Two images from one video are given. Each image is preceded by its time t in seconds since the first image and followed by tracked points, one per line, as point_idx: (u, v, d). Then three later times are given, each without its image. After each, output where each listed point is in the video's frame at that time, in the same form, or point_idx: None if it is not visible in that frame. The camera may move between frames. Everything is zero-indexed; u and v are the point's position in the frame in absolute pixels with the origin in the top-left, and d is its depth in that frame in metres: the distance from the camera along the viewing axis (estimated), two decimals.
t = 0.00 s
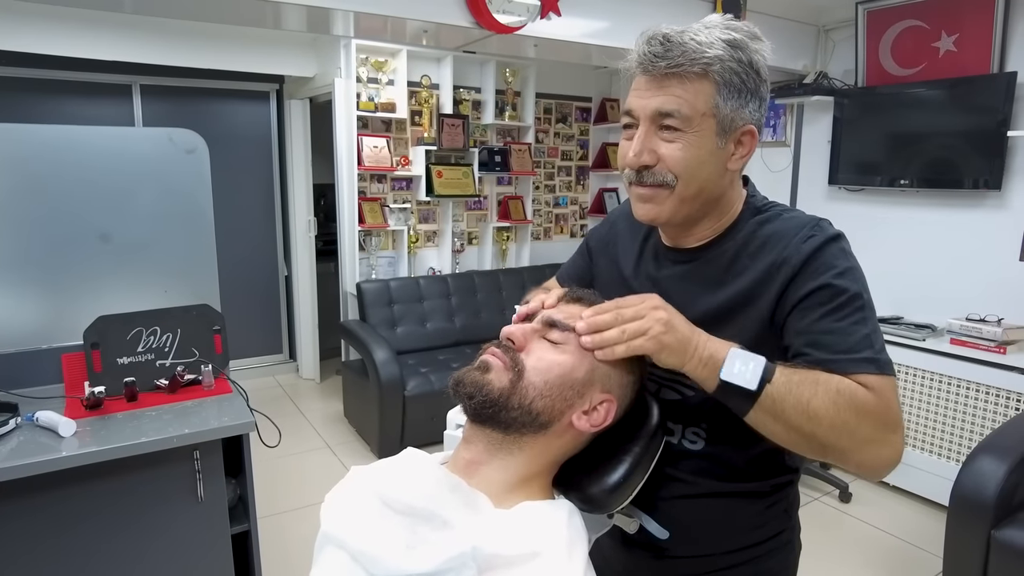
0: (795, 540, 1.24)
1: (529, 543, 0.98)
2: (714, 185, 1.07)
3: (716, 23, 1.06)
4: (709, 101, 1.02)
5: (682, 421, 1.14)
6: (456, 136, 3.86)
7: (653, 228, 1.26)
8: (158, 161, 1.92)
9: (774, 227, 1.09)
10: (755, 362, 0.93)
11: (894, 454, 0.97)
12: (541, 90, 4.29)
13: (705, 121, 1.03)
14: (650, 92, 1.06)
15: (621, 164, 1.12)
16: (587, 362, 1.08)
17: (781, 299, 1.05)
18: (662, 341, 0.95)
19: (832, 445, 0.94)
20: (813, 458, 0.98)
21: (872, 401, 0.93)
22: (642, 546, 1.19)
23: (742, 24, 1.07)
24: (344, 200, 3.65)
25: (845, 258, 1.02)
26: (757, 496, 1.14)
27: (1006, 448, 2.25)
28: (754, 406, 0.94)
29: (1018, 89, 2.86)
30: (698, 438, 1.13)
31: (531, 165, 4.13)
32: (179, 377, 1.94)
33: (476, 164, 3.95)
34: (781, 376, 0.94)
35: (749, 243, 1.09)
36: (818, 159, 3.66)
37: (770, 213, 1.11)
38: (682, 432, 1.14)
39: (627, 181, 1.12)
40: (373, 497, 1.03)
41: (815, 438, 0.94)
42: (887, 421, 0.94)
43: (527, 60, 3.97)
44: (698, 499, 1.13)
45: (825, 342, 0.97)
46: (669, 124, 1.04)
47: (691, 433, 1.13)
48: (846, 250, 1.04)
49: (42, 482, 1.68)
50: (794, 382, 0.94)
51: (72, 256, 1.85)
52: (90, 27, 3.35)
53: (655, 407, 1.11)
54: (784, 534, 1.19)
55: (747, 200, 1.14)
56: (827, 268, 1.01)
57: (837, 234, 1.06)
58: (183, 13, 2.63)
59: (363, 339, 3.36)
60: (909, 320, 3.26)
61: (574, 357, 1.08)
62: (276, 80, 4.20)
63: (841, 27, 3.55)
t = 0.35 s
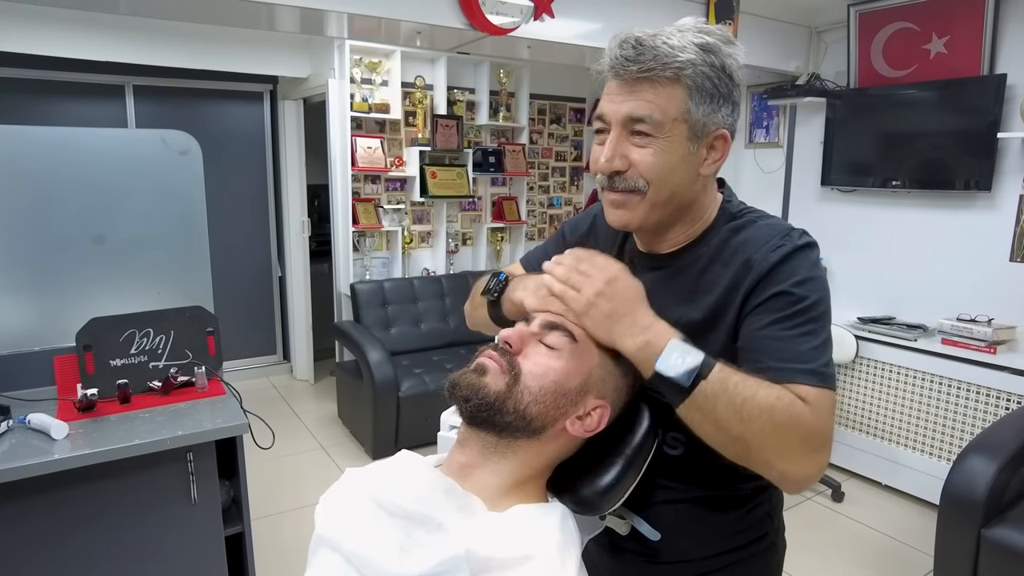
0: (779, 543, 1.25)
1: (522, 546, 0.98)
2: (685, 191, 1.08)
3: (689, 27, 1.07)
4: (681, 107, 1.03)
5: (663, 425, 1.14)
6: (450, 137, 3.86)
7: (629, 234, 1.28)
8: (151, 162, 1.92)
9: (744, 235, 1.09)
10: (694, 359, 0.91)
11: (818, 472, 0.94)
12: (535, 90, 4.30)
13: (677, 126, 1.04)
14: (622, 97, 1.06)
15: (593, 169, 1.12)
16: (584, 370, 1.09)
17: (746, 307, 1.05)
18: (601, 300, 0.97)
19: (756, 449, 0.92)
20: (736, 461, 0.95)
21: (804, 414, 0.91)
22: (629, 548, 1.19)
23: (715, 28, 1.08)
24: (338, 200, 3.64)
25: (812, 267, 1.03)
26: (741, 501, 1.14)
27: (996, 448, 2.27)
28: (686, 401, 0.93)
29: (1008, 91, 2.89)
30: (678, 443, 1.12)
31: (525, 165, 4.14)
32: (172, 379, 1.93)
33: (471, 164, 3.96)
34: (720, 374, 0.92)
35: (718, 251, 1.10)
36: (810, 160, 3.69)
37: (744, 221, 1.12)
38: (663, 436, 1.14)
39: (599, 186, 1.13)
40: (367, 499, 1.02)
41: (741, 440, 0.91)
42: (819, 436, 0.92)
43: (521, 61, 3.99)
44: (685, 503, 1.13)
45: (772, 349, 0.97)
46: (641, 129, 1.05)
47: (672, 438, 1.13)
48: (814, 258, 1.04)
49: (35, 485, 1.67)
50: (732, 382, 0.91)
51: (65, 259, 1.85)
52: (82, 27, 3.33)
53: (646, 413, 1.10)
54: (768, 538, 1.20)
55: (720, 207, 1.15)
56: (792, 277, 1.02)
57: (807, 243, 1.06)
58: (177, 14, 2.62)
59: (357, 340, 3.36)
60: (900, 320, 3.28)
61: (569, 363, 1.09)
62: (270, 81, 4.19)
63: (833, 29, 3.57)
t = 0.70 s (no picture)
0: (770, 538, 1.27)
1: (511, 544, 0.98)
2: (653, 200, 1.09)
3: (636, 32, 1.07)
4: (636, 117, 1.03)
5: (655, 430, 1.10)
6: (442, 137, 3.86)
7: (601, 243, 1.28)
8: (141, 162, 1.91)
9: (718, 239, 1.11)
10: (663, 438, 0.90)
11: (815, 477, 1.00)
12: (527, 91, 4.31)
13: (635, 138, 1.04)
14: (576, 115, 1.06)
15: (558, 186, 1.13)
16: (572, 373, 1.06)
17: (723, 314, 1.06)
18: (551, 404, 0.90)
19: (754, 484, 0.96)
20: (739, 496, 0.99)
21: (786, 435, 0.96)
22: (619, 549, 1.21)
23: (662, 27, 1.07)
24: (329, 200, 3.63)
25: (786, 271, 1.05)
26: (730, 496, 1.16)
27: (983, 445, 2.30)
28: (676, 473, 0.94)
29: (995, 91, 2.92)
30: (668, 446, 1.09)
31: (517, 165, 4.14)
32: (162, 380, 1.93)
33: (463, 164, 3.96)
34: (694, 437, 0.93)
35: (694, 258, 1.11)
36: (800, 160, 3.71)
37: (715, 223, 1.13)
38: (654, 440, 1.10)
39: (567, 203, 1.14)
40: (357, 500, 1.02)
41: (739, 483, 0.95)
42: (806, 450, 0.97)
43: (514, 61, 3.99)
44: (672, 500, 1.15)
45: (755, 363, 1.00)
46: (599, 146, 1.06)
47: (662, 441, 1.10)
48: (789, 261, 1.06)
49: (24, 487, 1.66)
50: (708, 438, 0.94)
51: (54, 259, 1.84)
52: (71, 26, 3.31)
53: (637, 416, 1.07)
54: (757, 533, 1.22)
55: (692, 208, 1.17)
56: (768, 284, 1.04)
57: (782, 244, 1.07)
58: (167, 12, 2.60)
59: (349, 340, 3.35)
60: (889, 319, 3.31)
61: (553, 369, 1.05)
62: (261, 81, 4.17)
63: (823, 29, 3.60)
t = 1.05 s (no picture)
0: (771, 529, 1.29)
1: (498, 542, 0.99)
2: (678, 201, 1.11)
3: (654, 43, 1.08)
4: (660, 125, 1.04)
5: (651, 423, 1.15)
6: (432, 137, 3.86)
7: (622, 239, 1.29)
8: (129, 162, 1.90)
9: (733, 236, 1.13)
10: (623, 441, 0.90)
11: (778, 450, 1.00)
12: (517, 91, 4.31)
13: (659, 144, 1.05)
14: (602, 125, 1.08)
15: (587, 191, 1.15)
16: (561, 367, 1.10)
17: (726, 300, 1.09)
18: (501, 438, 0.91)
19: (719, 468, 0.95)
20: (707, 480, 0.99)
21: (744, 416, 0.95)
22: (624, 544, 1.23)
23: (680, 35, 1.08)
24: (319, 200, 3.62)
25: (793, 266, 1.08)
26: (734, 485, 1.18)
27: (968, 442, 2.33)
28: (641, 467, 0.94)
29: (980, 92, 2.96)
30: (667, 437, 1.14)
31: (507, 165, 4.14)
32: (151, 381, 1.92)
33: (453, 164, 3.96)
34: (654, 430, 0.93)
35: (709, 252, 1.14)
36: (788, 160, 3.74)
37: (733, 223, 1.15)
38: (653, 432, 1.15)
39: (596, 206, 1.15)
40: (345, 500, 1.02)
41: (703, 469, 0.95)
42: (766, 426, 0.97)
43: (503, 61, 4.00)
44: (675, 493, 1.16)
45: (744, 336, 1.02)
46: (625, 152, 1.07)
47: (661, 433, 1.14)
48: (796, 258, 1.09)
49: (10, 490, 1.65)
50: (669, 429, 0.93)
51: (40, 259, 1.82)
52: (57, 24, 3.27)
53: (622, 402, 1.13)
54: (761, 522, 1.24)
55: (711, 210, 1.19)
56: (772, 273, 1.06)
57: (791, 242, 1.11)
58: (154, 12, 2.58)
59: (339, 341, 3.35)
60: (877, 317, 3.34)
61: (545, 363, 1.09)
62: (250, 80, 4.16)
63: (811, 30, 3.63)
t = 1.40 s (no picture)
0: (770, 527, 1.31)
1: (494, 538, 1.00)
2: (685, 193, 1.13)
3: (668, 42, 1.12)
4: (672, 117, 1.07)
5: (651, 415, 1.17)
6: (420, 136, 3.85)
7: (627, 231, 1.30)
8: (115, 161, 1.88)
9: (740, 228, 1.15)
10: (694, 418, 0.94)
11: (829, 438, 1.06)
12: (505, 91, 4.32)
13: (671, 135, 1.08)
14: (616, 114, 1.10)
15: (596, 181, 1.16)
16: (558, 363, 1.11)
17: (744, 296, 1.11)
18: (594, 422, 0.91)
19: (777, 454, 1.00)
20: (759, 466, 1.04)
21: (802, 405, 1.00)
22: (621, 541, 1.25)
23: (692, 38, 1.12)
24: (307, 199, 3.60)
25: (804, 260, 1.10)
26: (730, 480, 1.21)
27: (951, 439, 2.37)
28: (706, 449, 0.98)
29: (962, 93, 3.00)
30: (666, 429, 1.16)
31: (496, 165, 4.14)
32: (137, 382, 1.91)
33: (441, 164, 3.95)
34: (720, 413, 0.97)
35: (717, 244, 1.15)
36: (775, 160, 3.77)
37: (738, 216, 1.18)
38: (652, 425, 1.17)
39: (603, 196, 1.16)
40: (342, 495, 1.01)
41: (763, 454, 0.99)
42: (822, 416, 1.02)
43: (492, 61, 4.00)
44: (670, 490, 1.19)
45: (774, 337, 1.05)
46: (638, 141, 1.09)
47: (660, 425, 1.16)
48: (806, 251, 1.12)
49: None
50: (733, 413, 0.98)
51: (25, 260, 1.80)
52: (40, 22, 3.24)
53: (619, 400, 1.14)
54: (758, 518, 1.26)
55: (716, 205, 1.21)
56: (789, 269, 1.09)
57: (798, 235, 1.13)
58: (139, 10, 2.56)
59: (327, 342, 3.34)
60: (863, 316, 3.38)
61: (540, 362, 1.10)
62: (238, 80, 4.13)
63: (797, 31, 3.66)
